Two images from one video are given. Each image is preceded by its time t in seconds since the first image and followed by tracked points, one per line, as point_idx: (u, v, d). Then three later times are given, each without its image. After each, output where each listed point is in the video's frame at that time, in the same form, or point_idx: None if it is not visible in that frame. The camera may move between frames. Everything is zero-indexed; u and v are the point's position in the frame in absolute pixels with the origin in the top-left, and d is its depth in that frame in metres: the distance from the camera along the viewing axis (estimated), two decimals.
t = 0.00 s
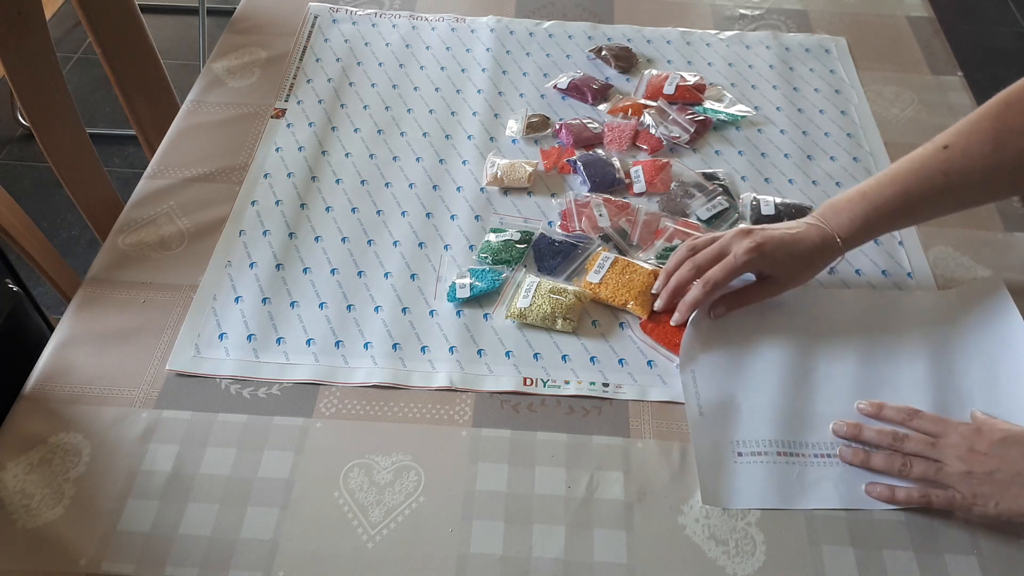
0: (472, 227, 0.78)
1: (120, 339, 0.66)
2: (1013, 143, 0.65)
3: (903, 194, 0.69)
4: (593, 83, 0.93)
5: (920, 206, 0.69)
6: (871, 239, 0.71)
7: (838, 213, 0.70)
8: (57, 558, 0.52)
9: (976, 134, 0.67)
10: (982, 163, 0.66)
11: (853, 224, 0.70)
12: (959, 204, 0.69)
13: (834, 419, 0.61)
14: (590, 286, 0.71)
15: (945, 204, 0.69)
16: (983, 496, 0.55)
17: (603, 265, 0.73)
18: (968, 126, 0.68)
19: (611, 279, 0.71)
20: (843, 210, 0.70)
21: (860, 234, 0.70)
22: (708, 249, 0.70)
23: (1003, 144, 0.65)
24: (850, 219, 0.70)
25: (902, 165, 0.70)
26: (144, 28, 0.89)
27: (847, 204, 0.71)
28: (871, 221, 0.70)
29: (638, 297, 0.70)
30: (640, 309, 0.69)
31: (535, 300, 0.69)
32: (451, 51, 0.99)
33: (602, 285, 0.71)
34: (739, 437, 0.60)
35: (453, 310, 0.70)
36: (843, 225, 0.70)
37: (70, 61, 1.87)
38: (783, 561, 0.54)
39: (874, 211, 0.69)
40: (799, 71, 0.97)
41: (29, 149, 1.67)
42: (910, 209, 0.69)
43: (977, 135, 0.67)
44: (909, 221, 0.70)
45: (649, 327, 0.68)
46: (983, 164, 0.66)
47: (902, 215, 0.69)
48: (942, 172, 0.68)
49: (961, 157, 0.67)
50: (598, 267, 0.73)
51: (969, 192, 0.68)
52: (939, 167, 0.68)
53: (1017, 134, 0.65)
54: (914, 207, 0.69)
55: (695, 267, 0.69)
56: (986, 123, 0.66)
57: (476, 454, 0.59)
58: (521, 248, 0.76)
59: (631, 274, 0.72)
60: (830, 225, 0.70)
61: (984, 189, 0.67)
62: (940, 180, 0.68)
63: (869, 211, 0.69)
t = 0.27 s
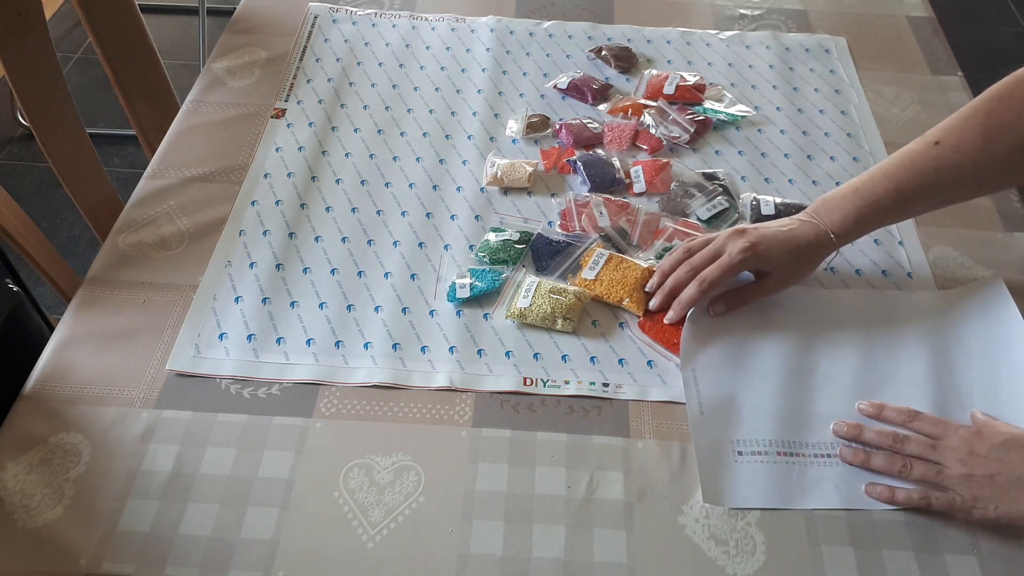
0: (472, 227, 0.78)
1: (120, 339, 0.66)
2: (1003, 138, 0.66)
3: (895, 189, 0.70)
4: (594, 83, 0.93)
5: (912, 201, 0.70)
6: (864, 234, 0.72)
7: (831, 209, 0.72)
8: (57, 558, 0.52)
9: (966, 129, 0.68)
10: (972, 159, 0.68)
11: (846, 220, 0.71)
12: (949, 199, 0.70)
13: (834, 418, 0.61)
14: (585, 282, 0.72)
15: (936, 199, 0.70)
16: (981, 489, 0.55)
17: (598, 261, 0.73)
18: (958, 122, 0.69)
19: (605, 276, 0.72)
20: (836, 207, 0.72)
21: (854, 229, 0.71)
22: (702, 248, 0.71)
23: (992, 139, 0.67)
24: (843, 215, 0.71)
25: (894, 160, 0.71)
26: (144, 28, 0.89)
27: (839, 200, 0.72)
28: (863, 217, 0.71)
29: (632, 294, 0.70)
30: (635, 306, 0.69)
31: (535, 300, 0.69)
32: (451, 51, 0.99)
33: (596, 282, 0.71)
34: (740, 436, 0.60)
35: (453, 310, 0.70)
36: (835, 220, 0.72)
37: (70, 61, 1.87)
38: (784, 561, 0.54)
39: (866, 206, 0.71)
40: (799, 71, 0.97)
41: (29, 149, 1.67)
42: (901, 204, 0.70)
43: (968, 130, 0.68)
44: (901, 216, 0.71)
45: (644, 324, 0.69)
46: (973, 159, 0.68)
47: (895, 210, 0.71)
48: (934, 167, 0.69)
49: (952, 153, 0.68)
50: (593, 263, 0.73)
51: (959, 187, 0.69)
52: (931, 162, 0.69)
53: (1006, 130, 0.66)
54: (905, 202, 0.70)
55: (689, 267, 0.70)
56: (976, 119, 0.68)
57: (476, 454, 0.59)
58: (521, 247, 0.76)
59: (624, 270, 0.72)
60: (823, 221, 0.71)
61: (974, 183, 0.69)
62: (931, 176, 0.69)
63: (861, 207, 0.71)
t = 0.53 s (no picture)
0: (472, 227, 0.78)
1: (120, 339, 0.66)
2: (989, 137, 0.67)
3: (883, 187, 0.71)
4: (593, 84, 0.93)
5: (900, 198, 0.71)
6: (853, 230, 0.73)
7: (819, 206, 0.73)
8: (57, 558, 0.52)
9: (953, 128, 0.68)
10: (959, 157, 0.68)
11: (835, 217, 0.72)
12: (937, 196, 0.71)
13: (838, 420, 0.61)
14: (577, 279, 0.72)
15: (924, 197, 0.71)
16: (986, 495, 0.55)
17: (589, 258, 0.74)
18: (945, 121, 0.69)
19: (598, 271, 0.73)
20: (825, 203, 0.73)
21: (842, 226, 0.72)
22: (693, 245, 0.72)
23: (978, 138, 0.67)
24: (831, 212, 0.72)
25: (882, 158, 0.72)
26: (144, 28, 0.89)
27: (829, 198, 0.73)
28: (852, 214, 0.72)
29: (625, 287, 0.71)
30: (630, 300, 0.70)
31: (536, 300, 0.69)
32: (451, 51, 0.99)
33: (589, 278, 0.72)
34: (743, 433, 0.60)
35: (453, 310, 0.70)
36: (824, 217, 0.72)
37: (69, 61, 1.87)
38: (784, 561, 0.54)
39: (855, 203, 0.72)
40: (799, 71, 0.97)
41: (29, 149, 1.67)
42: (889, 201, 0.71)
43: (955, 128, 0.68)
44: (889, 213, 0.72)
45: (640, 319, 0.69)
46: (960, 157, 0.68)
47: (883, 207, 0.71)
48: (921, 165, 0.69)
49: (939, 151, 0.69)
50: (584, 260, 0.74)
51: (947, 184, 0.70)
52: (918, 160, 0.69)
53: (991, 128, 0.67)
54: (893, 199, 0.71)
55: (682, 262, 0.70)
56: (962, 118, 0.68)
57: (475, 454, 0.59)
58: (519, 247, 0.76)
59: (614, 264, 0.73)
60: (812, 218, 0.72)
61: (961, 181, 0.69)
62: (918, 174, 0.69)
63: (850, 204, 0.72)
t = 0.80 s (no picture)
0: (472, 227, 0.78)
1: (120, 339, 0.66)
2: (987, 146, 0.67)
3: (881, 194, 0.71)
4: (593, 84, 0.93)
5: (898, 205, 0.71)
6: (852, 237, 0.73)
7: (817, 211, 0.73)
8: (57, 559, 0.52)
9: (952, 136, 0.69)
10: (957, 165, 0.68)
11: (833, 223, 0.72)
12: (935, 203, 0.71)
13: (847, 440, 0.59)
14: (563, 267, 0.74)
15: (921, 204, 0.71)
16: (1001, 521, 0.53)
17: (569, 244, 0.75)
18: (944, 128, 0.70)
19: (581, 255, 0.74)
20: (823, 209, 0.73)
21: (841, 232, 0.72)
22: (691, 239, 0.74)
23: (977, 147, 0.67)
24: (829, 218, 0.72)
25: (880, 164, 0.72)
26: (144, 28, 0.89)
27: (828, 203, 0.73)
28: (850, 220, 0.72)
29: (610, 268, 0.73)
30: (620, 276, 0.72)
31: (535, 300, 0.69)
32: (451, 51, 0.99)
33: (574, 265, 0.74)
34: (756, 453, 0.58)
35: (453, 310, 0.70)
36: (821, 223, 0.73)
37: (70, 61, 1.87)
38: (784, 561, 0.54)
39: (853, 209, 0.72)
40: (799, 71, 0.97)
41: (29, 149, 1.67)
42: (887, 208, 0.72)
43: (953, 136, 0.69)
44: (887, 220, 0.73)
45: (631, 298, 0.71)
46: (958, 166, 0.68)
47: (881, 213, 0.72)
48: (919, 173, 0.70)
49: (937, 160, 0.69)
50: (564, 249, 0.75)
51: (945, 192, 0.70)
52: (916, 168, 0.70)
53: (990, 137, 0.67)
54: (891, 206, 0.71)
55: (677, 253, 0.73)
56: (961, 126, 0.68)
57: (475, 454, 0.59)
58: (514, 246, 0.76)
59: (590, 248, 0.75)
60: (811, 223, 0.73)
61: (959, 189, 0.70)
62: (916, 182, 0.70)
63: (849, 210, 0.72)
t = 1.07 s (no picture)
0: (472, 227, 0.78)
1: (120, 339, 0.66)
2: (983, 133, 0.68)
3: (876, 178, 0.72)
4: (593, 83, 0.93)
5: (893, 189, 0.72)
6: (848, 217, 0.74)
7: (813, 192, 0.74)
8: (57, 559, 0.52)
9: (949, 121, 0.69)
10: (954, 150, 0.69)
11: (829, 205, 0.73)
12: (930, 188, 0.72)
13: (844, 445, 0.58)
14: (558, 259, 0.74)
15: (917, 188, 0.72)
16: (1000, 525, 0.53)
17: (558, 235, 0.75)
18: (941, 114, 0.70)
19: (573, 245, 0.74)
20: (820, 191, 0.74)
21: (836, 214, 0.74)
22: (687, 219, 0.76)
23: (972, 133, 0.68)
24: (825, 200, 0.74)
25: (878, 148, 0.73)
26: (144, 28, 0.89)
27: (826, 185, 0.74)
28: (845, 202, 0.73)
29: (604, 253, 0.73)
30: (615, 256, 0.73)
31: (535, 300, 0.69)
32: (451, 51, 0.99)
33: (569, 255, 0.74)
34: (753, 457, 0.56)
35: (453, 309, 0.70)
36: (817, 205, 0.74)
37: (70, 61, 1.87)
38: (783, 561, 0.54)
39: (849, 191, 0.73)
40: (799, 71, 0.97)
41: (29, 149, 1.67)
42: (883, 191, 0.73)
43: (950, 122, 0.69)
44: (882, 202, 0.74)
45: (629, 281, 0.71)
46: (954, 152, 0.69)
47: (876, 197, 0.73)
48: (915, 158, 0.71)
49: (934, 145, 0.70)
50: (556, 241, 0.75)
51: (941, 176, 0.71)
52: (913, 153, 0.71)
53: (986, 124, 0.67)
54: (886, 189, 0.72)
55: (679, 246, 0.73)
56: (958, 112, 0.69)
57: (475, 454, 0.59)
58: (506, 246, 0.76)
59: (578, 236, 0.75)
60: (807, 204, 0.74)
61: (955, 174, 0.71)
62: (912, 165, 0.71)
63: (844, 192, 0.73)
